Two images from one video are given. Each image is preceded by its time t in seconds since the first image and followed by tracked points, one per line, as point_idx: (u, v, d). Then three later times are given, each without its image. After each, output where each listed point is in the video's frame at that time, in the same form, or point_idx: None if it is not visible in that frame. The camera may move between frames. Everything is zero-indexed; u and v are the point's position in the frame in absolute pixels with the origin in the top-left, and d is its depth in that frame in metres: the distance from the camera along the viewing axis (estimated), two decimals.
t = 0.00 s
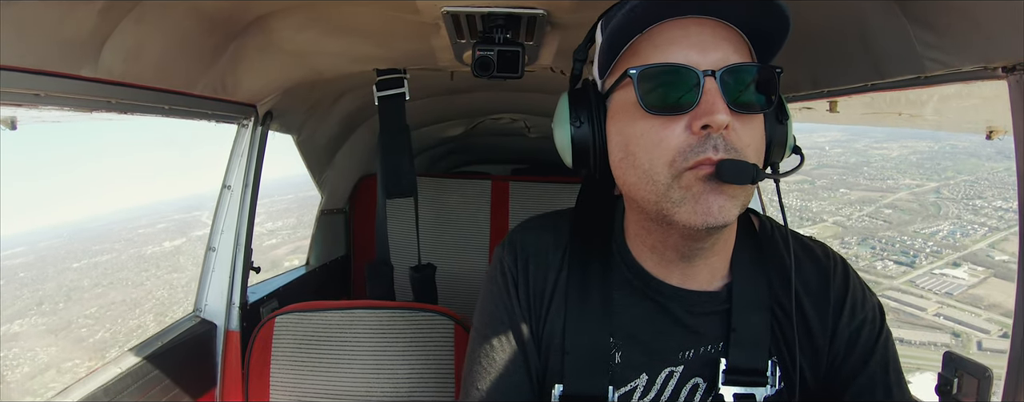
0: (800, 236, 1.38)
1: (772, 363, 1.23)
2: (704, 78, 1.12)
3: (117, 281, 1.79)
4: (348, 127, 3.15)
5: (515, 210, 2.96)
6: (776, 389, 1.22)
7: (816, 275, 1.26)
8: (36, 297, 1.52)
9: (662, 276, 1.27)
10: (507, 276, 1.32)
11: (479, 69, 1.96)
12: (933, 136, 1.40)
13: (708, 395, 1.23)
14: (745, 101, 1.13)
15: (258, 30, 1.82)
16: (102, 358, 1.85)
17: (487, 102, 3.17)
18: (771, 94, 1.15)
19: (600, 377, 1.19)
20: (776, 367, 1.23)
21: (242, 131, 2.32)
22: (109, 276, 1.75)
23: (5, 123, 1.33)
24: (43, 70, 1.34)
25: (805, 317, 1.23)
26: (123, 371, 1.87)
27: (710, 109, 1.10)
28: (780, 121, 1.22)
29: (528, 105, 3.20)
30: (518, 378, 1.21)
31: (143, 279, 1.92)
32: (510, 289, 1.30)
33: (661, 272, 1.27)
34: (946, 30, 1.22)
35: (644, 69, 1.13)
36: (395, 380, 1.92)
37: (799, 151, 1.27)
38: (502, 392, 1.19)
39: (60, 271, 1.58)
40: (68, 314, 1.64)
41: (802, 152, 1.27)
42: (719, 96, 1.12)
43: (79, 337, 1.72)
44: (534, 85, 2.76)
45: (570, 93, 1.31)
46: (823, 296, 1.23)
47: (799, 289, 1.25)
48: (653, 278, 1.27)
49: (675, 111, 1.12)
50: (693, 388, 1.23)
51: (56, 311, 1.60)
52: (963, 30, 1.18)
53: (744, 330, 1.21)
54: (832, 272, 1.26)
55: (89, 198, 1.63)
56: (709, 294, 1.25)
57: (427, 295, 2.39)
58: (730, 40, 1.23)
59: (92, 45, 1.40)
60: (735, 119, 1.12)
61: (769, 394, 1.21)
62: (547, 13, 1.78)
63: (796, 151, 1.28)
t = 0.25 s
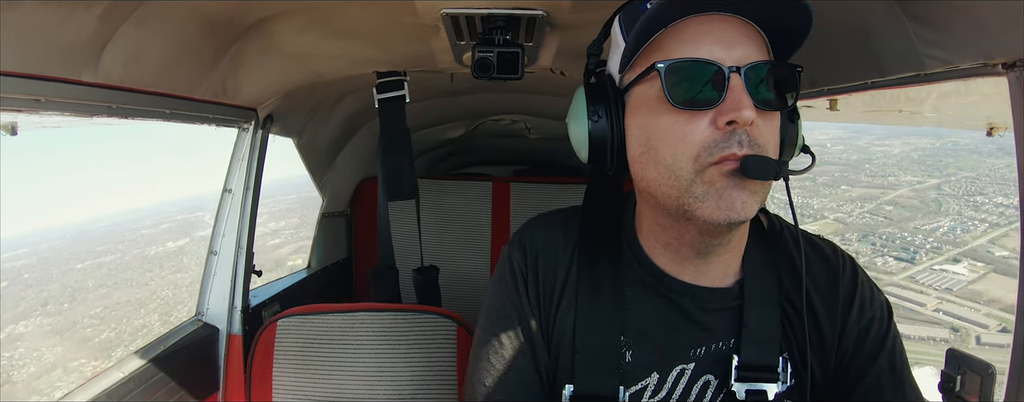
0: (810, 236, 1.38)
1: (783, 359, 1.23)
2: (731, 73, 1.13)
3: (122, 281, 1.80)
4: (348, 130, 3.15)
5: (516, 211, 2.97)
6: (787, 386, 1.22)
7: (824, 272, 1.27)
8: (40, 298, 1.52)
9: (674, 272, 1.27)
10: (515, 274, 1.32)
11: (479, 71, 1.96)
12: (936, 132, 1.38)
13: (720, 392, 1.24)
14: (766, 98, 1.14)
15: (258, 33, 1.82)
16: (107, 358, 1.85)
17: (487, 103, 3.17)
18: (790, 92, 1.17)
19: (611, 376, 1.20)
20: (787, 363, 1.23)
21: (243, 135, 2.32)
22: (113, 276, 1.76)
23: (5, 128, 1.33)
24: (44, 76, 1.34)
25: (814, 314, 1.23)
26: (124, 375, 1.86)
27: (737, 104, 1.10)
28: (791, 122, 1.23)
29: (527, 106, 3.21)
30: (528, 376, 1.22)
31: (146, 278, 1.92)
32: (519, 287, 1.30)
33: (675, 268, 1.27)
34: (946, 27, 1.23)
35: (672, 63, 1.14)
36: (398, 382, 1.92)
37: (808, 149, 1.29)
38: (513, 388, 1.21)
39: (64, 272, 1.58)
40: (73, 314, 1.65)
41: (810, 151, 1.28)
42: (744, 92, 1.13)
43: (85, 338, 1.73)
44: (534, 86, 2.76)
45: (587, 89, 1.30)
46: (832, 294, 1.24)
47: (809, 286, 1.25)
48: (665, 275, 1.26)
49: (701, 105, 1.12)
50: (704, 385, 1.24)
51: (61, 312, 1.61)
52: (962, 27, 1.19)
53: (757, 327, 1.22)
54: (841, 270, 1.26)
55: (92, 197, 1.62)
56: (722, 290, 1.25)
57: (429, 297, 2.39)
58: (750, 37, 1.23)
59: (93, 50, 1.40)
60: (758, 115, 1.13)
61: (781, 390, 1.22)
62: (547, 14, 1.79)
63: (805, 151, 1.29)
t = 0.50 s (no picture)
0: (810, 243, 1.38)
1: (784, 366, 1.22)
2: (739, 87, 1.12)
3: (126, 280, 1.83)
4: (348, 132, 3.16)
5: (516, 214, 2.97)
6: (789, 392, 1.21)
7: (826, 279, 1.26)
8: (45, 297, 1.55)
9: (674, 281, 1.27)
10: (516, 280, 1.31)
11: (479, 74, 1.95)
12: (936, 129, 1.36)
13: (722, 398, 1.24)
14: (773, 111, 1.14)
15: (258, 35, 1.83)
16: (110, 354, 1.86)
17: (487, 106, 3.18)
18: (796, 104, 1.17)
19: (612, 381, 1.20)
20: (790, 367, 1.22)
21: (243, 137, 2.32)
22: (117, 275, 1.79)
23: (5, 129, 1.33)
24: (44, 76, 1.34)
25: (815, 321, 1.23)
26: (124, 377, 1.85)
27: (746, 119, 1.10)
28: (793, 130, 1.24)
29: (527, 110, 3.21)
30: (529, 381, 1.22)
31: (151, 277, 1.97)
32: (520, 292, 1.29)
33: (677, 278, 1.27)
34: (946, 30, 1.23)
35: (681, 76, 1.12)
36: (397, 386, 1.91)
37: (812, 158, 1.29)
38: (514, 394, 1.20)
39: (68, 271, 1.60)
40: (78, 313, 1.68)
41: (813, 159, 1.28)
42: (752, 106, 1.12)
43: (90, 336, 1.76)
44: (534, 89, 2.77)
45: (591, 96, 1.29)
46: (834, 301, 1.23)
47: (810, 294, 1.25)
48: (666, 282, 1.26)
49: (711, 119, 1.11)
50: (705, 392, 1.24)
51: (67, 310, 1.63)
52: (961, 30, 1.19)
53: (759, 333, 1.22)
54: (842, 277, 1.26)
55: (98, 191, 1.63)
56: (725, 298, 1.24)
57: (428, 299, 2.38)
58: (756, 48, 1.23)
59: (92, 51, 1.40)
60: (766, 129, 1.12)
61: (784, 395, 1.21)
62: (547, 17, 1.79)
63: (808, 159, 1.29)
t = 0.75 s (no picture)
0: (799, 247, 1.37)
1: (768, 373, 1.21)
2: (663, 94, 1.10)
3: (131, 279, 1.87)
4: (348, 129, 3.15)
5: (514, 215, 2.96)
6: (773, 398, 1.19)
7: (814, 287, 1.25)
8: (50, 296, 1.58)
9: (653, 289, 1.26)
10: (501, 285, 1.31)
11: (479, 74, 1.96)
12: (945, 135, 1.34)
13: None
14: (712, 117, 1.09)
15: (259, 32, 1.83)
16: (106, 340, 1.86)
17: (488, 107, 3.18)
18: (745, 108, 1.11)
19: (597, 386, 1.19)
20: (773, 374, 1.21)
21: (241, 133, 2.32)
22: (121, 274, 1.82)
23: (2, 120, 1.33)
24: (44, 69, 1.34)
25: (802, 330, 1.22)
26: (118, 371, 1.85)
27: (666, 128, 1.09)
28: (779, 136, 1.20)
29: (527, 111, 3.21)
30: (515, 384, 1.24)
31: (154, 276, 2.00)
32: (506, 297, 1.29)
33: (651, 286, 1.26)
34: (947, 39, 1.22)
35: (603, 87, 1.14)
36: (391, 385, 1.92)
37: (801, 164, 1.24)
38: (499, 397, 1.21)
39: (72, 271, 1.63)
40: (83, 312, 1.71)
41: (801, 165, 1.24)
42: (679, 114, 1.10)
43: (96, 335, 1.81)
44: (534, 90, 2.76)
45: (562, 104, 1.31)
46: (821, 310, 1.22)
47: (797, 302, 1.24)
48: (644, 288, 1.27)
49: (633, 129, 1.12)
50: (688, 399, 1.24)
51: (71, 310, 1.67)
52: (962, 39, 1.18)
53: (742, 339, 1.20)
54: (830, 285, 1.25)
55: (96, 195, 1.65)
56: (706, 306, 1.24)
57: (423, 299, 2.38)
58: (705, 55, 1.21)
59: (92, 45, 1.41)
60: (698, 137, 1.09)
61: None
62: (546, 18, 1.79)
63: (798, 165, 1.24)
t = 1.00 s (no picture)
0: (782, 244, 1.37)
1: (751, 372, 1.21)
2: (618, 109, 1.11)
3: (136, 277, 1.92)
4: (348, 125, 3.15)
5: (512, 211, 2.96)
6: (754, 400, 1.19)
7: (798, 285, 1.25)
8: (56, 295, 1.62)
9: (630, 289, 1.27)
10: (486, 287, 1.32)
11: (478, 70, 1.93)
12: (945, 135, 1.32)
13: None
14: (669, 129, 1.09)
15: (257, 27, 1.83)
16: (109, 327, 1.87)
17: (488, 103, 3.17)
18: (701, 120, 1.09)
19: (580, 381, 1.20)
20: (756, 378, 1.20)
21: (240, 126, 2.31)
22: (125, 272, 1.85)
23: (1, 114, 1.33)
24: (44, 63, 1.34)
25: (785, 328, 1.22)
26: (116, 365, 1.86)
27: (621, 142, 1.10)
28: (752, 139, 1.20)
29: (527, 107, 3.21)
30: (503, 385, 1.23)
31: (159, 274, 2.07)
32: (491, 298, 1.31)
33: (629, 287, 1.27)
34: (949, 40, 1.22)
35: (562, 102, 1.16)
36: (387, 381, 1.92)
37: (779, 166, 1.23)
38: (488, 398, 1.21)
39: (76, 269, 1.67)
40: (88, 309, 1.75)
41: (780, 167, 1.22)
42: (634, 128, 1.10)
43: (101, 332, 1.84)
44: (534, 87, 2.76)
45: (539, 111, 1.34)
46: (805, 309, 1.22)
47: (780, 300, 1.24)
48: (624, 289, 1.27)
49: (592, 143, 1.13)
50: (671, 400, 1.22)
51: (76, 307, 1.70)
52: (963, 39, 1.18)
53: (724, 339, 1.21)
54: (813, 281, 1.25)
55: (99, 200, 1.68)
56: (686, 306, 1.25)
57: (420, 295, 2.39)
58: (666, 60, 1.15)
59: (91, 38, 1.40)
60: (655, 149, 1.09)
61: None
62: (546, 15, 1.78)
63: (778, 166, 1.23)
